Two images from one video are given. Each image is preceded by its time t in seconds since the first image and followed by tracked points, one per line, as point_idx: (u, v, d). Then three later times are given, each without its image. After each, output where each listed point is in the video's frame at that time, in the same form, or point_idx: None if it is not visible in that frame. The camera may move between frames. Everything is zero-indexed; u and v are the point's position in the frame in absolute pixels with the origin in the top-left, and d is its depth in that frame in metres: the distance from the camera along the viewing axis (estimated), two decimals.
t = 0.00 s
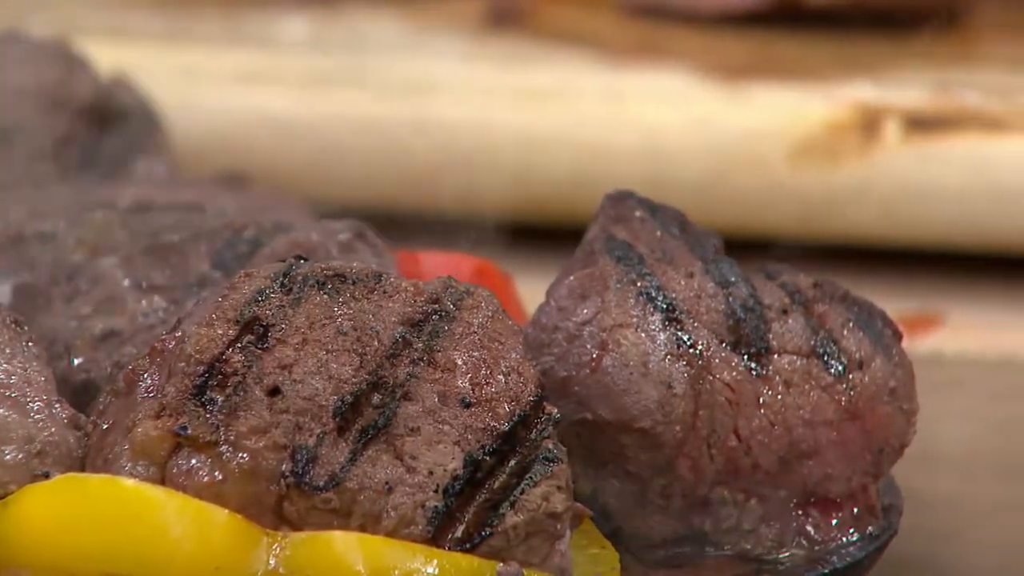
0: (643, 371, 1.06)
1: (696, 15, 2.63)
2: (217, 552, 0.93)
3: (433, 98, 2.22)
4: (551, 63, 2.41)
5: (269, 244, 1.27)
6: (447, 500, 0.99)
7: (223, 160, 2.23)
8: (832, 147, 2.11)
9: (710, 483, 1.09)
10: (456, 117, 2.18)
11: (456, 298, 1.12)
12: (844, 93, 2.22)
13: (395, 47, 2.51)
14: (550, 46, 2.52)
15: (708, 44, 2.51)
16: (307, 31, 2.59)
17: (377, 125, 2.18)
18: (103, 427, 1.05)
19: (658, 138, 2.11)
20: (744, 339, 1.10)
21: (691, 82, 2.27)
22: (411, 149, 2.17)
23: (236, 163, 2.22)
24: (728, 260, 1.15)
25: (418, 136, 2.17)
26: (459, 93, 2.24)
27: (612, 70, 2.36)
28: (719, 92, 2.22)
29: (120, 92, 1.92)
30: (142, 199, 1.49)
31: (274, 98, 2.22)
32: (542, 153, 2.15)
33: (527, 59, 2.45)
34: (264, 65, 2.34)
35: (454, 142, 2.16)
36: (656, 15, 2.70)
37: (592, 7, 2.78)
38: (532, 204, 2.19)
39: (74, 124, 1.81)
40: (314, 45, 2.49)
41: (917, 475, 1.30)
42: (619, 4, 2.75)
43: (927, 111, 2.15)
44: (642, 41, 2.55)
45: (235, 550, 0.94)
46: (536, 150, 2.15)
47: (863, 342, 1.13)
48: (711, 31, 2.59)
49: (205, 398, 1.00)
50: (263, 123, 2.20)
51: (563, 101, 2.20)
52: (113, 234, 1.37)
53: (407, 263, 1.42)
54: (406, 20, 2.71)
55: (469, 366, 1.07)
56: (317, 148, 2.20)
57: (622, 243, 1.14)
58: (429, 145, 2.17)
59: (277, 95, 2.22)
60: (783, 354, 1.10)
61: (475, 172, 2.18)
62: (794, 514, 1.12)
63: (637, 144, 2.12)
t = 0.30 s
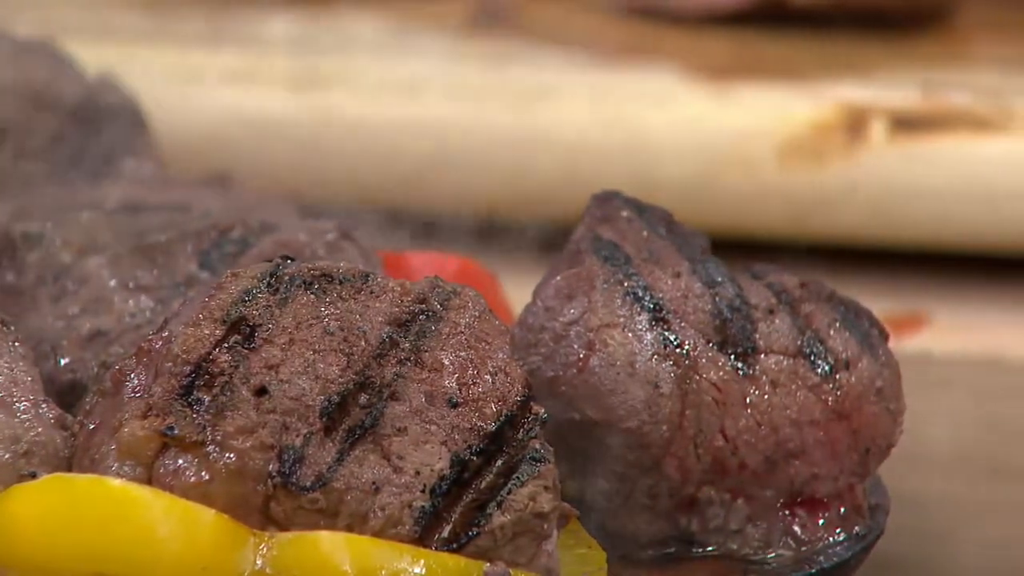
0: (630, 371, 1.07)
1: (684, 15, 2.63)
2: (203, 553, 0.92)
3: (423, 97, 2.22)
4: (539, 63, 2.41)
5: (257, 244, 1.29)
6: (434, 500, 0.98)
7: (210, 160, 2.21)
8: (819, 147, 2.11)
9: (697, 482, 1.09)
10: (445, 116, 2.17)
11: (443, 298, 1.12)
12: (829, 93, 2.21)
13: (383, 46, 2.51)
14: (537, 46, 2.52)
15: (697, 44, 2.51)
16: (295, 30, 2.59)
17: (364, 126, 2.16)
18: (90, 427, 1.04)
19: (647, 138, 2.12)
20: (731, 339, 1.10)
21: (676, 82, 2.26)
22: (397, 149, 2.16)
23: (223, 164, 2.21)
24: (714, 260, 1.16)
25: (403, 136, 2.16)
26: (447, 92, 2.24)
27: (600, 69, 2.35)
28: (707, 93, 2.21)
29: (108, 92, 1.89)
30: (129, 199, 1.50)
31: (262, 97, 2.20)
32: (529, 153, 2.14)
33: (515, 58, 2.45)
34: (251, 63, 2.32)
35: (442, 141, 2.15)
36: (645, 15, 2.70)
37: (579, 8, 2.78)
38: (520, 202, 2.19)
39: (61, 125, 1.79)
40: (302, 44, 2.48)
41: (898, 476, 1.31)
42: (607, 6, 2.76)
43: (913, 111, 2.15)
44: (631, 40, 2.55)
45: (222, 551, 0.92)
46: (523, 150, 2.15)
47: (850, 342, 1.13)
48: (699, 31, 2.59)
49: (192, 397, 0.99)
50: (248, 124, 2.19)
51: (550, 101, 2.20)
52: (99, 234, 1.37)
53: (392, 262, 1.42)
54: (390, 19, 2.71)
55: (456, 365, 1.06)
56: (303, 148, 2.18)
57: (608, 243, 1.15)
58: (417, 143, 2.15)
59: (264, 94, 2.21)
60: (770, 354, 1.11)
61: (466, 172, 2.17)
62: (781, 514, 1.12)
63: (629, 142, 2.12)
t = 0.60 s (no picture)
0: (625, 371, 1.08)
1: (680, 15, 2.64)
2: (199, 552, 0.92)
3: (418, 96, 2.22)
4: (533, 62, 2.42)
5: (252, 244, 1.29)
6: (429, 500, 0.98)
7: (200, 158, 2.18)
8: (816, 148, 2.10)
9: (692, 483, 1.10)
10: (438, 114, 2.17)
11: (438, 298, 1.13)
12: (820, 93, 2.19)
13: (379, 46, 2.51)
14: (533, 45, 2.53)
15: (693, 44, 2.51)
16: (290, 30, 2.60)
17: (357, 124, 2.16)
18: (85, 427, 1.04)
19: (643, 136, 2.11)
20: (726, 339, 1.12)
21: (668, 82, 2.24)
22: (390, 145, 2.15)
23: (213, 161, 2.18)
24: (709, 261, 1.17)
25: (399, 135, 2.15)
26: (441, 91, 2.25)
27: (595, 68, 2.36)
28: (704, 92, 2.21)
29: (101, 91, 1.90)
30: (124, 199, 1.50)
31: (255, 95, 2.19)
32: (525, 153, 2.14)
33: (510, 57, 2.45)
34: (242, 65, 2.31)
35: (436, 140, 2.15)
36: (640, 15, 2.71)
37: (575, 9, 2.79)
38: (517, 203, 2.18)
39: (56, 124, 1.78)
40: (298, 44, 2.49)
41: (887, 475, 1.33)
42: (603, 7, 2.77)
43: (909, 110, 2.15)
44: (627, 40, 2.55)
45: (217, 551, 0.92)
46: (518, 150, 2.14)
47: (844, 342, 1.15)
48: (695, 31, 2.60)
49: (187, 398, 0.99)
50: (241, 121, 2.17)
51: (546, 101, 2.20)
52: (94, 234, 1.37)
53: (386, 262, 1.42)
54: (384, 20, 2.71)
55: (452, 365, 1.06)
56: (295, 146, 2.16)
57: (603, 243, 1.16)
58: (411, 142, 2.15)
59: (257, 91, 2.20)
60: (765, 354, 1.12)
61: (458, 172, 2.16)
62: (776, 514, 1.13)
63: (623, 141, 2.12)
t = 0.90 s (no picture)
0: (624, 371, 1.08)
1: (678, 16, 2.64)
2: (198, 552, 0.91)
3: (417, 96, 2.17)
4: (533, 60, 2.42)
5: (251, 243, 1.30)
6: (429, 500, 0.98)
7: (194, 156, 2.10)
8: (815, 148, 2.12)
9: (692, 483, 1.11)
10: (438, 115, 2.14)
11: (436, 298, 1.13)
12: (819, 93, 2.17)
13: (378, 43, 2.50)
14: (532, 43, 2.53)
15: (693, 43, 2.51)
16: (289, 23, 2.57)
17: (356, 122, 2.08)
18: (83, 426, 1.04)
19: (640, 136, 2.12)
20: (725, 339, 1.13)
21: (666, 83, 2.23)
22: (389, 144, 2.05)
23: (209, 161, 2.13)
24: (708, 261, 1.19)
25: (399, 134, 2.08)
26: (440, 92, 2.21)
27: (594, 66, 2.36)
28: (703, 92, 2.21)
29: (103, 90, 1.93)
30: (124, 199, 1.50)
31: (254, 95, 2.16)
32: (523, 153, 2.17)
33: (510, 54, 2.46)
34: (233, 55, 2.24)
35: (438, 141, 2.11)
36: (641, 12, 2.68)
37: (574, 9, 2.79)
38: (512, 206, 2.15)
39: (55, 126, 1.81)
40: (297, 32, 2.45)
41: (884, 476, 1.33)
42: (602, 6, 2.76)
43: (908, 110, 2.15)
44: (626, 39, 2.55)
45: (217, 550, 0.92)
46: (516, 150, 2.17)
47: (844, 343, 1.16)
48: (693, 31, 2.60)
49: (187, 398, 0.99)
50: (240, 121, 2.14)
51: (543, 102, 2.22)
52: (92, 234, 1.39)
53: (386, 262, 1.40)
54: (384, 20, 2.71)
55: (450, 365, 1.06)
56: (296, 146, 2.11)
57: (603, 242, 1.18)
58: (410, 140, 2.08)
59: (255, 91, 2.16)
60: (764, 354, 1.13)
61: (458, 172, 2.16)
62: (776, 515, 1.14)
63: (620, 140, 2.12)
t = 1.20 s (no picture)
0: (625, 370, 1.33)
1: None
2: (198, 551, 0.91)
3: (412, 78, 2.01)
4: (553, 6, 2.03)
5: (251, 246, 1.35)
6: (429, 500, 1.00)
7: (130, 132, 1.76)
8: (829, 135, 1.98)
9: (692, 482, 1.32)
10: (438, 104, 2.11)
11: (436, 297, 1.13)
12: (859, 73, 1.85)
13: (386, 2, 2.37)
14: None
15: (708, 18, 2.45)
16: None
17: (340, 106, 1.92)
18: (84, 426, 1.01)
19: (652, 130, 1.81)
20: (725, 339, 1.37)
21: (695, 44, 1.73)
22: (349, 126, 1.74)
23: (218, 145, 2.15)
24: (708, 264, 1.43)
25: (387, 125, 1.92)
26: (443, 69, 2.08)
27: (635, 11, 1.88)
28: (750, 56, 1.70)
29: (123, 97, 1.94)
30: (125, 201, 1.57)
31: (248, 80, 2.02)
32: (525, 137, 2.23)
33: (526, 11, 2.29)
34: None
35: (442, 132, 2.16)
36: None
37: None
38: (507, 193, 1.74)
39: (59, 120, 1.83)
40: None
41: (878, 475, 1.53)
42: None
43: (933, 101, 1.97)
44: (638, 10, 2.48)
45: (217, 549, 0.92)
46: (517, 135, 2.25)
47: (843, 343, 1.40)
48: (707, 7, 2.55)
49: (186, 398, 0.97)
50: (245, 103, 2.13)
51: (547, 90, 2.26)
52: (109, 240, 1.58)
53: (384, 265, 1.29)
54: None
55: (450, 366, 1.06)
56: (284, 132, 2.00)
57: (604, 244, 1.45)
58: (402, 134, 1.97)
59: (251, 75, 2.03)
60: (764, 354, 1.37)
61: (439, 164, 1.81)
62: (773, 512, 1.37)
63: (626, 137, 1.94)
